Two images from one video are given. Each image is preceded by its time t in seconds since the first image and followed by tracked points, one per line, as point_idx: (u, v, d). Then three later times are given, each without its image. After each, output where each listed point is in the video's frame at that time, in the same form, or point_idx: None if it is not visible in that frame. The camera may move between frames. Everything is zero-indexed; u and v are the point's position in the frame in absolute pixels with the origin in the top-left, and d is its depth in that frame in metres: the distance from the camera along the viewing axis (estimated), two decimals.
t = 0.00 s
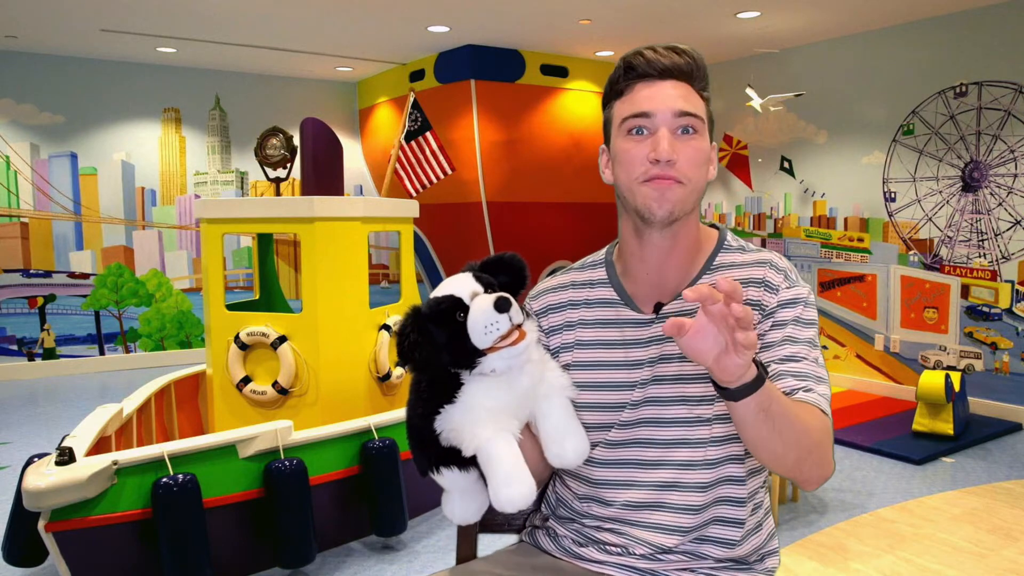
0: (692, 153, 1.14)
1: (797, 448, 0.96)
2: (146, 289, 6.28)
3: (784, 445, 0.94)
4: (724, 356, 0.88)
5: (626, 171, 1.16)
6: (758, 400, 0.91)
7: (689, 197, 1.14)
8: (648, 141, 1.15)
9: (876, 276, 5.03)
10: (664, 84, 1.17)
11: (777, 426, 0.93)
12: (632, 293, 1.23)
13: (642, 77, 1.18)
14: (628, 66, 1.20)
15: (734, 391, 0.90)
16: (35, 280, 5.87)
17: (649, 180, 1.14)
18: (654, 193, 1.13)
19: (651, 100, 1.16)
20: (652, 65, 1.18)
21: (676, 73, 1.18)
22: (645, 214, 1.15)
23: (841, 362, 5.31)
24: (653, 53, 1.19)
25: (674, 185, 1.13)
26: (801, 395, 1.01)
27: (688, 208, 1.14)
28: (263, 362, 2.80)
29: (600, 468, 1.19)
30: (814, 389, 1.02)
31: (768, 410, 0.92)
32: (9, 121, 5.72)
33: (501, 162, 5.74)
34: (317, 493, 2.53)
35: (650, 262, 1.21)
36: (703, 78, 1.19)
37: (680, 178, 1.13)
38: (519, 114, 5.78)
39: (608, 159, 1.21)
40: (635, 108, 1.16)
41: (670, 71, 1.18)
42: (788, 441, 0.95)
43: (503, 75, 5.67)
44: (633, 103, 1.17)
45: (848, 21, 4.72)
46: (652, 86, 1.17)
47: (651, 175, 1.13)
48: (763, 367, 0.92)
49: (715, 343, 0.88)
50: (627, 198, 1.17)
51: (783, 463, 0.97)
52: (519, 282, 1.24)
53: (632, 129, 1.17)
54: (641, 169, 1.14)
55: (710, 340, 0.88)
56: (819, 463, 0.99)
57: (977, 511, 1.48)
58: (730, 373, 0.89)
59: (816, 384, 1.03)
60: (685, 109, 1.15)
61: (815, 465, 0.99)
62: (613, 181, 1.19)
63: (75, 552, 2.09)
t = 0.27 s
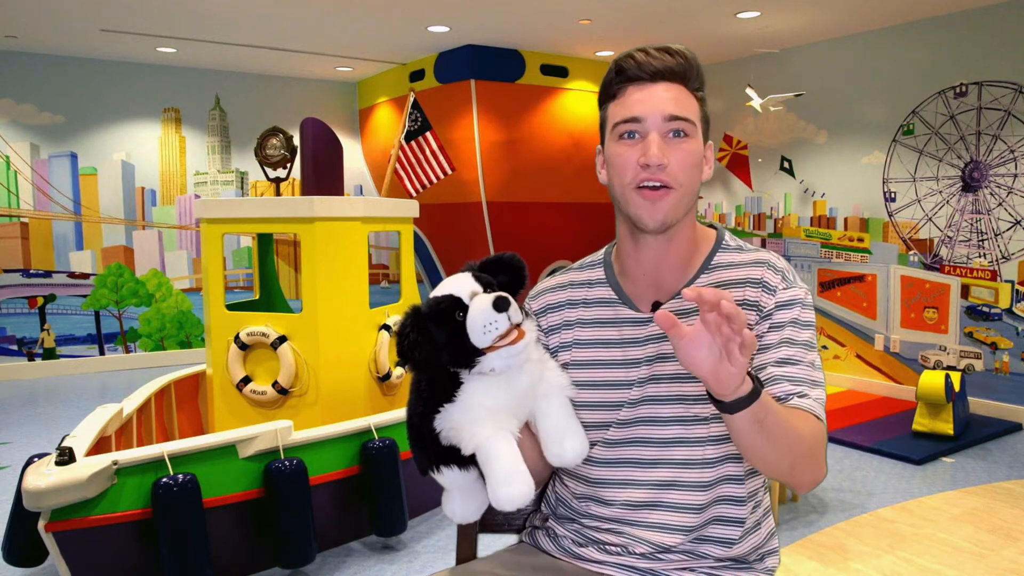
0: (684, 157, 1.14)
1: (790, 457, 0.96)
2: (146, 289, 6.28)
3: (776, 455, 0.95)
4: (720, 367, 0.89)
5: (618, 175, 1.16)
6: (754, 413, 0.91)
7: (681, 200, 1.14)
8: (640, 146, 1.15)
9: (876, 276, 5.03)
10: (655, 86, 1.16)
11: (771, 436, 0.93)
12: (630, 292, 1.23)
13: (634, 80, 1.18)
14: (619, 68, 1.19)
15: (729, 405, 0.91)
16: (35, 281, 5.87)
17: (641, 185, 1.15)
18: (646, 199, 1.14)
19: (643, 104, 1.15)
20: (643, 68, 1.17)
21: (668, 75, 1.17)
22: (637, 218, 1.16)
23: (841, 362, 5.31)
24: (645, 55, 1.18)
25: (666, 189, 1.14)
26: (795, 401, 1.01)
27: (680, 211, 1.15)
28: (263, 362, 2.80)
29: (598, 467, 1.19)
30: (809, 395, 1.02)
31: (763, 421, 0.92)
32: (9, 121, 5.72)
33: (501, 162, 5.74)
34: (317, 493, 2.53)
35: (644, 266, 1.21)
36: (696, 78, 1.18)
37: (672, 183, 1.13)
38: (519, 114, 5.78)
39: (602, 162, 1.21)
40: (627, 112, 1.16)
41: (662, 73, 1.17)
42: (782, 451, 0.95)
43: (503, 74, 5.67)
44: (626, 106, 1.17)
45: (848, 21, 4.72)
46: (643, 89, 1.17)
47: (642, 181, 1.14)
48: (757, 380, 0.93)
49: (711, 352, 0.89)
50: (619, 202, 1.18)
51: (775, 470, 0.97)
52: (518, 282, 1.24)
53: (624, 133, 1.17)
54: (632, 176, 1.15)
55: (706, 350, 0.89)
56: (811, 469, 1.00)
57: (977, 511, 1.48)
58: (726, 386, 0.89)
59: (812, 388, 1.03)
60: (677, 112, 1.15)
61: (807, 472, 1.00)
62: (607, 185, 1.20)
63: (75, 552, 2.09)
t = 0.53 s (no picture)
0: (680, 158, 1.13)
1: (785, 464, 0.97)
2: (146, 289, 6.28)
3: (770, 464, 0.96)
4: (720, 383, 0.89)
5: (614, 178, 1.16)
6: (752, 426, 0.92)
7: (677, 202, 1.14)
8: (635, 148, 1.15)
9: (876, 276, 5.03)
10: (650, 88, 1.16)
11: (767, 446, 0.94)
12: (628, 291, 1.23)
13: (628, 82, 1.17)
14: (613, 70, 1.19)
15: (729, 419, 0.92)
16: (35, 281, 5.87)
17: (636, 188, 1.15)
18: (642, 202, 1.14)
19: (637, 106, 1.15)
20: (637, 70, 1.17)
21: (662, 76, 1.16)
22: (633, 220, 1.16)
23: (841, 362, 5.32)
24: (639, 56, 1.17)
25: (661, 191, 1.14)
26: (793, 407, 1.02)
27: (677, 212, 1.15)
28: (263, 362, 2.80)
29: (597, 467, 1.19)
30: (806, 400, 1.03)
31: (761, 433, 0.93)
32: (9, 121, 5.72)
33: (501, 162, 5.74)
34: (317, 493, 2.53)
35: (642, 267, 1.21)
36: (692, 77, 1.17)
37: (667, 184, 1.13)
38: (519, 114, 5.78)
39: (598, 164, 1.22)
40: (622, 114, 1.16)
41: (656, 74, 1.16)
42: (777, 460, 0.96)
43: (503, 74, 5.67)
44: (621, 108, 1.17)
45: (848, 21, 4.72)
46: (638, 91, 1.16)
47: (637, 184, 1.14)
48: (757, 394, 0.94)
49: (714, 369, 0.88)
50: (616, 204, 1.18)
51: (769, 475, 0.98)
52: (517, 281, 1.24)
53: (619, 135, 1.17)
54: (628, 179, 1.15)
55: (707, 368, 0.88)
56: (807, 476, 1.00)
57: (977, 511, 1.48)
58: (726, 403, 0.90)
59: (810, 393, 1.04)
60: (672, 113, 1.14)
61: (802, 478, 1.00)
62: (603, 186, 1.20)
63: (75, 552, 2.09)
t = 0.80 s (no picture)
0: (683, 158, 1.14)
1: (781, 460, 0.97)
2: (146, 289, 6.28)
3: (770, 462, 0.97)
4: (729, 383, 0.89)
5: (617, 178, 1.16)
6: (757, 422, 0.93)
7: (681, 202, 1.14)
8: (638, 150, 1.15)
9: (876, 276, 5.03)
10: (653, 88, 1.16)
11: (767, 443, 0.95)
12: (630, 291, 1.23)
13: (631, 81, 1.17)
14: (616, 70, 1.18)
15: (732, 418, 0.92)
16: (35, 281, 5.87)
17: (640, 189, 1.15)
18: (647, 203, 1.14)
19: (641, 106, 1.15)
20: (640, 71, 1.16)
21: (665, 77, 1.16)
22: (637, 222, 1.16)
23: (841, 362, 5.31)
24: (642, 56, 1.17)
25: (665, 192, 1.14)
26: (795, 409, 1.02)
27: (680, 214, 1.15)
28: (263, 362, 2.80)
29: (597, 467, 1.19)
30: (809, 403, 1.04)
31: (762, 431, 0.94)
32: (9, 121, 5.72)
33: (501, 162, 5.74)
34: (317, 493, 2.53)
35: (645, 267, 1.21)
36: (694, 78, 1.17)
37: (672, 185, 1.13)
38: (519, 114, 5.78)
39: (600, 164, 1.21)
40: (625, 114, 1.16)
41: (660, 74, 1.16)
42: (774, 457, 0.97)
43: (503, 74, 5.67)
44: (625, 109, 1.16)
45: (848, 21, 4.72)
46: (641, 92, 1.16)
47: (642, 185, 1.14)
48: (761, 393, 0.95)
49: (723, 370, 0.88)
50: (618, 205, 1.18)
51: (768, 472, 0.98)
52: (517, 280, 1.24)
53: (622, 136, 1.17)
54: (633, 180, 1.15)
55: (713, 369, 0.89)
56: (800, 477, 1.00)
57: (977, 511, 1.48)
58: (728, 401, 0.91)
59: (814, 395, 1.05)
60: (675, 113, 1.14)
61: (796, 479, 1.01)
62: (606, 186, 1.20)
63: (75, 552, 2.09)
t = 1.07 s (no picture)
0: (659, 168, 1.13)
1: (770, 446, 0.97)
2: (146, 289, 6.28)
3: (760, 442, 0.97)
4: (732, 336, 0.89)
5: (597, 187, 1.18)
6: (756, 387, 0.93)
7: (658, 213, 1.14)
8: (614, 159, 1.15)
9: (876, 276, 5.03)
10: (633, 96, 1.15)
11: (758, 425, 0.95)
12: (635, 286, 1.23)
13: (613, 87, 1.17)
14: (598, 78, 1.19)
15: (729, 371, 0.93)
16: (35, 280, 5.87)
17: (612, 198, 1.16)
18: (618, 212, 1.15)
19: (619, 114, 1.15)
20: (622, 77, 1.16)
21: (649, 83, 1.15)
22: (614, 233, 1.17)
23: (842, 362, 5.31)
24: (624, 62, 1.16)
25: (639, 204, 1.14)
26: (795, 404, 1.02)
27: (657, 225, 1.14)
28: (263, 362, 2.80)
29: (598, 462, 1.19)
30: (806, 403, 1.03)
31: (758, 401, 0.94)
32: (9, 121, 5.72)
33: (501, 162, 5.74)
34: (317, 493, 2.53)
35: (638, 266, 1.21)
36: (682, 82, 1.15)
37: (644, 198, 1.13)
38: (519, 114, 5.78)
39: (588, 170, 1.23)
40: (604, 124, 1.17)
41: (641, 80, 1.15)
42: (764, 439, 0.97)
43: (503, 74, 5.67)
44: (602, 117, 1.17)
45: (849, 21, 4.72)
46: (622, 99, 1.16)
47: (614, 194, 1.15)
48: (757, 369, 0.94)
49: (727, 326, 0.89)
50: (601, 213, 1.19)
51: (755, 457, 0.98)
52: (521, 279, 1.24)
53: (602, 144, 1.18)
54: (606, 189, 1.16)
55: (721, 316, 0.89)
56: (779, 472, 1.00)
57: (977, 511, 1.48)
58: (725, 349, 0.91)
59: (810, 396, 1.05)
60: (653, 121, 1.13)
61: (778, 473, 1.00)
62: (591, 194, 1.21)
63: (75, 552, 2.09)
